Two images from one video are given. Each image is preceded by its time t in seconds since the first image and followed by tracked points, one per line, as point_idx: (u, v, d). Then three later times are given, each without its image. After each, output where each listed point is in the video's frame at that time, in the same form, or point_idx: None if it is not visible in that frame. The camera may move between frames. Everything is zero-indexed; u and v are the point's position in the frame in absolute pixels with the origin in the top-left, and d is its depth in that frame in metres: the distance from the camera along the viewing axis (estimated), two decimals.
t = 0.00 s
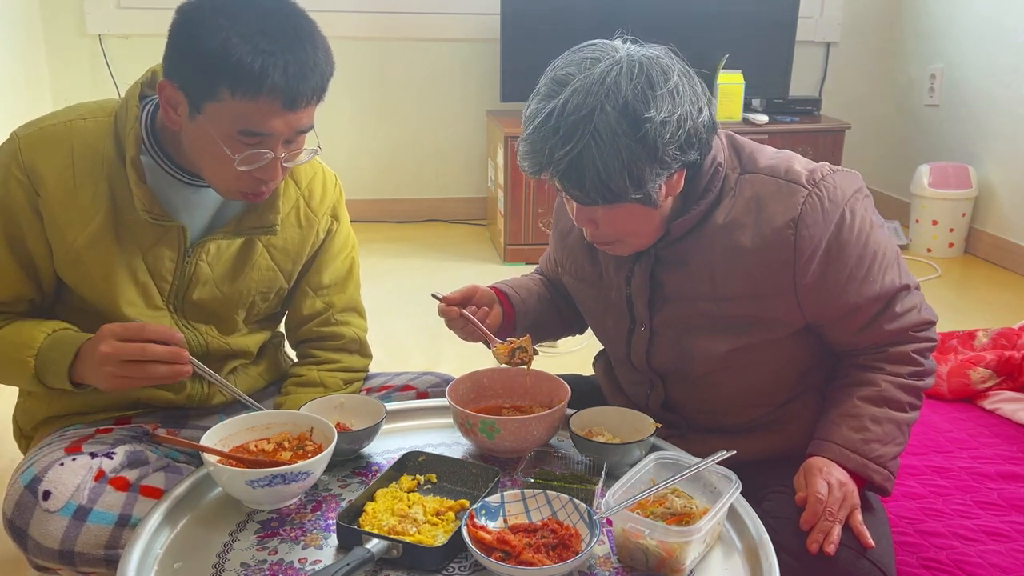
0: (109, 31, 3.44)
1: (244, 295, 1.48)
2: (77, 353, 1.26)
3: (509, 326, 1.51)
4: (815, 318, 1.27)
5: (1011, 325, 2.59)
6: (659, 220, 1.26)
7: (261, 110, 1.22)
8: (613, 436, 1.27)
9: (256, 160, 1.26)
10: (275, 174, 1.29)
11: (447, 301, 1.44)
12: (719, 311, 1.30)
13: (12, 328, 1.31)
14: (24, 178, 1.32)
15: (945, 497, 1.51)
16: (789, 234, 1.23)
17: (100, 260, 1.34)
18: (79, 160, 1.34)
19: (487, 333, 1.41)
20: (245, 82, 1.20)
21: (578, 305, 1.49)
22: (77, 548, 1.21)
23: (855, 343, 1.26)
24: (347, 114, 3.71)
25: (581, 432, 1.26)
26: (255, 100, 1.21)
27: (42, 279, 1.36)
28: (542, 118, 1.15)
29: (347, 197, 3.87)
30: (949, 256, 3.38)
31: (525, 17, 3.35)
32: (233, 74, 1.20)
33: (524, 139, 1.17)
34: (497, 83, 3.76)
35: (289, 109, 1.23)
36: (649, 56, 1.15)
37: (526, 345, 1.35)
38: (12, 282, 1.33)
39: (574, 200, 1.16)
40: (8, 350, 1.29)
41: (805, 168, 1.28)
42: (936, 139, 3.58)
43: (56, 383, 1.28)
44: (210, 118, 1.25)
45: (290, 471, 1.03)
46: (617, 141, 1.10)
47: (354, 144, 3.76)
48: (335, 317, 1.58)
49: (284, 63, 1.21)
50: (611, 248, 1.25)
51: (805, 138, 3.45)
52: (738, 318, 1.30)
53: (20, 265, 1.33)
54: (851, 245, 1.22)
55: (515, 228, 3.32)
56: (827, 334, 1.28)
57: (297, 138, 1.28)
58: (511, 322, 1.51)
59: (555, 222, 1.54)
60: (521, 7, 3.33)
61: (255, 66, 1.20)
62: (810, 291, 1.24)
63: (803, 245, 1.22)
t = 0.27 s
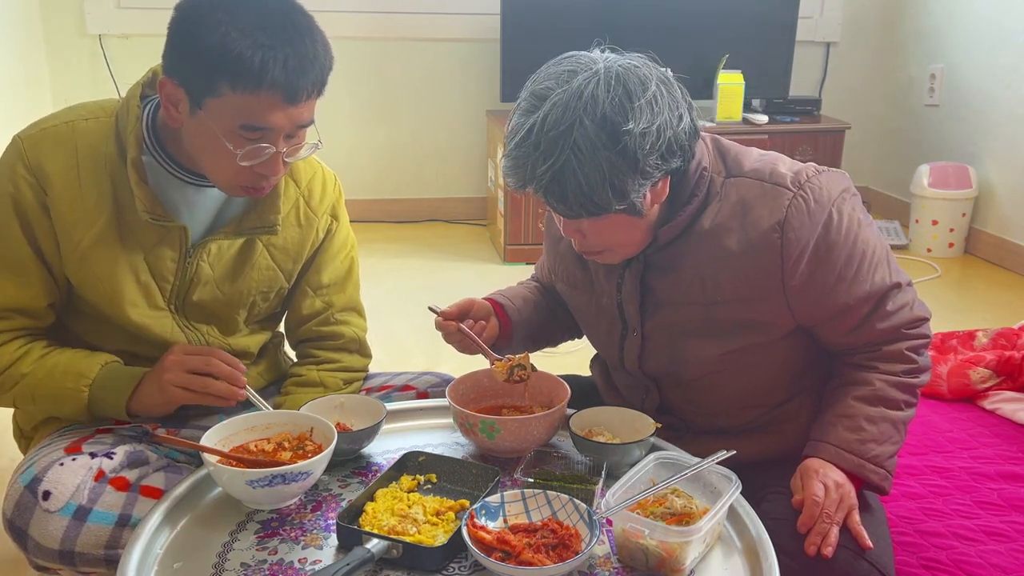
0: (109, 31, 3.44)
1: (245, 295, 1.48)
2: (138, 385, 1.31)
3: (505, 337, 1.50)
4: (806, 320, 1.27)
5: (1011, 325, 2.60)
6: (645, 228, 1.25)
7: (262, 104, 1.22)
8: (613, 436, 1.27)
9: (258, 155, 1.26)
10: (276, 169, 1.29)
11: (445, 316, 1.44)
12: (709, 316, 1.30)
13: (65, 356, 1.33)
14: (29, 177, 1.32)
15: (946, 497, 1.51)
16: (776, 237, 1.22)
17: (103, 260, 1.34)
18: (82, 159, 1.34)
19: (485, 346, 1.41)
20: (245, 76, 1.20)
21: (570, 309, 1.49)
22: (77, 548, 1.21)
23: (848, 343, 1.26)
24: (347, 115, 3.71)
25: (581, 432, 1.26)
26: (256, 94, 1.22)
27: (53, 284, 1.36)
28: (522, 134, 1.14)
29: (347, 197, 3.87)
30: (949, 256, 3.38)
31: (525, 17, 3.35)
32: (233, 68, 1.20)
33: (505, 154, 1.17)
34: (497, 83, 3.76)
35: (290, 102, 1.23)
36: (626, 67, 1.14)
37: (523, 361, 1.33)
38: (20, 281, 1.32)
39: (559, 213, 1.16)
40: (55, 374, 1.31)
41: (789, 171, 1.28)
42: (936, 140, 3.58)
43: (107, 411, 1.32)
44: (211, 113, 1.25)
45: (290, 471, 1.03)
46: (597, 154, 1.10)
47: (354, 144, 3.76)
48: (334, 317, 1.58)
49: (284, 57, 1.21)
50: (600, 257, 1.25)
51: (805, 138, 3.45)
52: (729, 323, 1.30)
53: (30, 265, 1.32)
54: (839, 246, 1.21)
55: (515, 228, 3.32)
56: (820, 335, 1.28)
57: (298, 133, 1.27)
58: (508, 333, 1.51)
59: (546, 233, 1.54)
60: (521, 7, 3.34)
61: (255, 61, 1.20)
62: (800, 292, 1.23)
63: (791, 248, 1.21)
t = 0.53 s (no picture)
0: (109, 31, 3.44)
1: (247, 296, 1.48)
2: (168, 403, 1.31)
3: (499, 338, 1.51)
4: (798, 321, 1.27)
5: (1011, 325, 2.59)
6: (634, 234, 1.25)
7: (266, 104, 1.22)
8: (613, 436, 1.27)
9: (262, 156, 1.26)
10: (281, 168, 1.28)
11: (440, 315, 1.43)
12: (702, 319, 1.30)
13: (92, 373, 1.33)
14: (36, 177, 1.31)
15: (945, 497, 1.51)
16: (764, 240, 1.22)
17: (108, 261, 1.34)
18: (87, 160, 1.33)
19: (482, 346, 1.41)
20: (248, 77, 1.20)
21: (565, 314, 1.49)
22: (77, 548, 1.21)
23: (842, 342, 1.26)
24: (347, 115, 3.71)
25: (581, 432, 1.26)
26: (260, 94, 1.22)
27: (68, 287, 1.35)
28: (507, 145, 1.14)
29: (347, 197, 3.87)
30: (949, 256, 3.38)
31: (525, 17, 3.35)
32: (236, 68, 1.20)
33: (492, 165, 1.17)
34: (497, 83, 3.76)
35: (294, 102, 1.24)
36: (606, 76, 1.14)
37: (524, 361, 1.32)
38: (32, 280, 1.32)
39: (546, 224, 1.17)
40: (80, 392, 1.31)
41: (777, 172, 1.28)
42: (936, 139, 3.58)
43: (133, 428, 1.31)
44: (214, 114, 1.25)
45: (290, 471, 1.03)
46: (580, 165, 1.10)
47: (354, 145, 3.76)
48: (334, 318, 1.58)
49: (287, 56, 1.21)
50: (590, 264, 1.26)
51: (805, 138, 3.45)
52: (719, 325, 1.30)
53: (43, 264, 1.32)
54: (829, 246, 1.21)
55: (515, 228, 3.31)
56: (815, 335, 1.28)
57: (302, 132, 1.28)
58: (501, 335, 1.51)
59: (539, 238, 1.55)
60: (521, 7, 3.33)
61: (259, 60, 1.20)
62: (789, 294, 1.23)
63: (779, 250, 1.21)
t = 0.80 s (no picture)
0: (109, 31, 3.44)
1: (246, 297, 1.48)
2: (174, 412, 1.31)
3: (495, 335, 1.51)
4: (794, 321, 1.27)
5: (1011, 326, 2.59)
6: (627, 237, 1.25)
7: (265, 106, 1.22)
8: (613, 436, 1.27)
9: (261, 157, 1.26)
10: (281, 169, 1.28)
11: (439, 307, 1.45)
12: (699, 320, 1.30)
13: (98, 376, 1.33)
14: (37, 178, 1.31)
15: (946, 497, 1.51)
16: (758, 240, 1.22)
17: (108, 262, 1.34)
18: (87, 161, 1.34)
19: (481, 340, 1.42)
20: (249, 78, 1.20)
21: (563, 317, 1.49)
22: (77, 548, 1.21)
23: (839, 342, 1.26)
24: (347, 115, 3.71)
25: (581, 432, 1.26)
26: (259, 96, 1.22)
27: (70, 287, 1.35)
28: (501, 149, 1.14)
29: (347, 197, 3.87)
30: (949, 256, 3.38)
31: (524, 17, 3.35)
32: (237, 69, 1.20)
33: (486, 169, 1.17)
34: (497, 83, 3.75)
35: (293, 103, 1.23)
36: (599, 79, 1.14)
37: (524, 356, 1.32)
38: (36, 279, 1.32)
39: (540, 227, 1.16)
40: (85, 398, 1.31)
41: (771, 174, 1.28)
42: (936, 139, 3.58)
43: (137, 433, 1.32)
44: (214, 115, 1.25)
45: (290, 471, 1.03)
46: (573, 167, 1.10)
47: (354, 145, 3.77)
48: (334, 318, 1.58)
49: (286, 58, 1.21)
50: (586, 266, 1.25)
51: (805, 138, 3.45)
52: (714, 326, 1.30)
53: (45, 263, 1.32)
54: (824, 246, 1.21)
55: (515, 228, 3.31)
56: (811, 336, 1.28)
57: (301, 133, 1.28)
58: (498, 330, 1.51)
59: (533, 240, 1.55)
60: (521, 7, 3.33)
61: (258, 61, 1.20)
62: (784, 294, 1.23)
63: (773, 250, 1.21)
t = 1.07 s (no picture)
0: (109, 31, 3.44)
1: (246, 297, 1.48)
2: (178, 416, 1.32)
3: (492, 330, 1.51)
4: (793, 321, 1.27)
5: (1011, 325, 2.60)
6: (628, 236, 1.25)
7: (258, 107, 1.22)
8: (613, 436, 1.27)
9: (254, 157, 1.26)
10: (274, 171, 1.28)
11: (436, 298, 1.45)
12: (699, 320, 1.30)
13: (103, 377, 1.34)
14: (38, 177, 1.31)
15: (945, 497, 1.51)
16: (757, 241, 1.22)
17: (108, 261, 1.34)
18: (87, 160, 1.34)
19: (480, 328, 1.42)
20: (242, 79, 1.20)
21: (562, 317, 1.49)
22: (77, 548, 1.21)
23: (837, 342, 1.26)
24: (347, 115, 3.71)
25: (581, 432, 1.26)
26: (252, 97, 1.21)
27: (73, 286, 1.35)
28: (502, 146, 1.14)
29: (347, 197, 3.87)
30: (949, 256, 3.38)
31: (524, 17, 3.35)
32: (230, 70, 1.20)
33: (486, 167, 1.17)
34: (496, 83, 3.76)
35: (286, 105, 1.23)
36: (601, 78, 1.15)
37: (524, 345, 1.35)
38: (38, 278, 1.32)
39: (541, 225, 1.16)
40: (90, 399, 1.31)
41: (770, 174, 1.28)
42: (936, 140, 3.58)
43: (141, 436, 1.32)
44: (207, 116, 1.25)
45: (290, 471, 1.03)
46: (575, 165, 1.10)
47: (354, 145, 3.77)
48: (334, 318, 1.58)
49: (280, 59, 1.21)
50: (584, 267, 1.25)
51: (805, 138, 3.45)
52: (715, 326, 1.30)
53: (47, 261, 1.32)
54: (823, 246, 1.21)
55: (515, 228, 3.31)
56: (810, 336, 1.28)
57: (296, 136, 1.28)
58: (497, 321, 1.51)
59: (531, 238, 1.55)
60: (520, 7, 3.33)
61: (251, 62, 1.20)
62: (783, 294, 1.23)
63: (773, 250, 1.21)
